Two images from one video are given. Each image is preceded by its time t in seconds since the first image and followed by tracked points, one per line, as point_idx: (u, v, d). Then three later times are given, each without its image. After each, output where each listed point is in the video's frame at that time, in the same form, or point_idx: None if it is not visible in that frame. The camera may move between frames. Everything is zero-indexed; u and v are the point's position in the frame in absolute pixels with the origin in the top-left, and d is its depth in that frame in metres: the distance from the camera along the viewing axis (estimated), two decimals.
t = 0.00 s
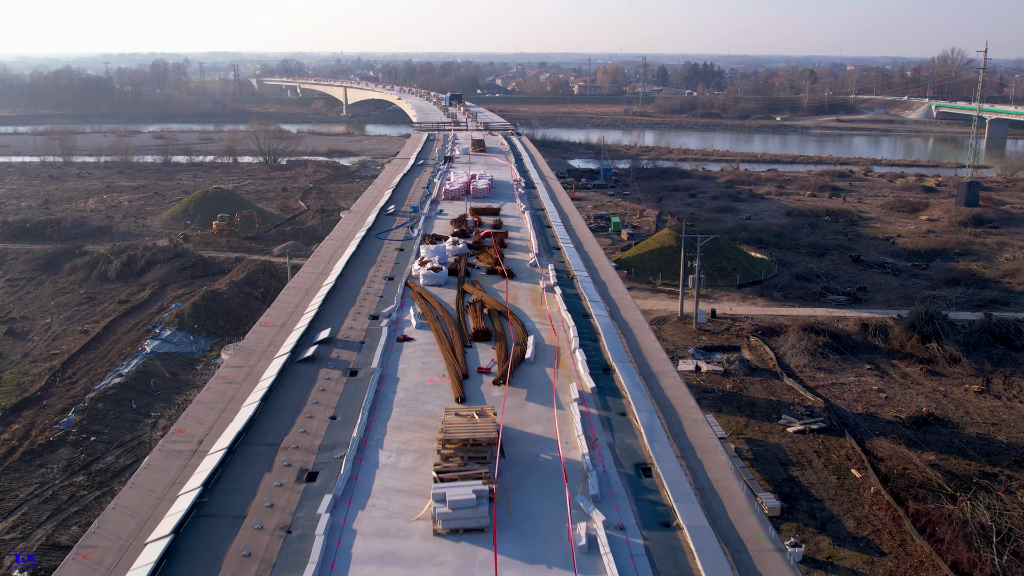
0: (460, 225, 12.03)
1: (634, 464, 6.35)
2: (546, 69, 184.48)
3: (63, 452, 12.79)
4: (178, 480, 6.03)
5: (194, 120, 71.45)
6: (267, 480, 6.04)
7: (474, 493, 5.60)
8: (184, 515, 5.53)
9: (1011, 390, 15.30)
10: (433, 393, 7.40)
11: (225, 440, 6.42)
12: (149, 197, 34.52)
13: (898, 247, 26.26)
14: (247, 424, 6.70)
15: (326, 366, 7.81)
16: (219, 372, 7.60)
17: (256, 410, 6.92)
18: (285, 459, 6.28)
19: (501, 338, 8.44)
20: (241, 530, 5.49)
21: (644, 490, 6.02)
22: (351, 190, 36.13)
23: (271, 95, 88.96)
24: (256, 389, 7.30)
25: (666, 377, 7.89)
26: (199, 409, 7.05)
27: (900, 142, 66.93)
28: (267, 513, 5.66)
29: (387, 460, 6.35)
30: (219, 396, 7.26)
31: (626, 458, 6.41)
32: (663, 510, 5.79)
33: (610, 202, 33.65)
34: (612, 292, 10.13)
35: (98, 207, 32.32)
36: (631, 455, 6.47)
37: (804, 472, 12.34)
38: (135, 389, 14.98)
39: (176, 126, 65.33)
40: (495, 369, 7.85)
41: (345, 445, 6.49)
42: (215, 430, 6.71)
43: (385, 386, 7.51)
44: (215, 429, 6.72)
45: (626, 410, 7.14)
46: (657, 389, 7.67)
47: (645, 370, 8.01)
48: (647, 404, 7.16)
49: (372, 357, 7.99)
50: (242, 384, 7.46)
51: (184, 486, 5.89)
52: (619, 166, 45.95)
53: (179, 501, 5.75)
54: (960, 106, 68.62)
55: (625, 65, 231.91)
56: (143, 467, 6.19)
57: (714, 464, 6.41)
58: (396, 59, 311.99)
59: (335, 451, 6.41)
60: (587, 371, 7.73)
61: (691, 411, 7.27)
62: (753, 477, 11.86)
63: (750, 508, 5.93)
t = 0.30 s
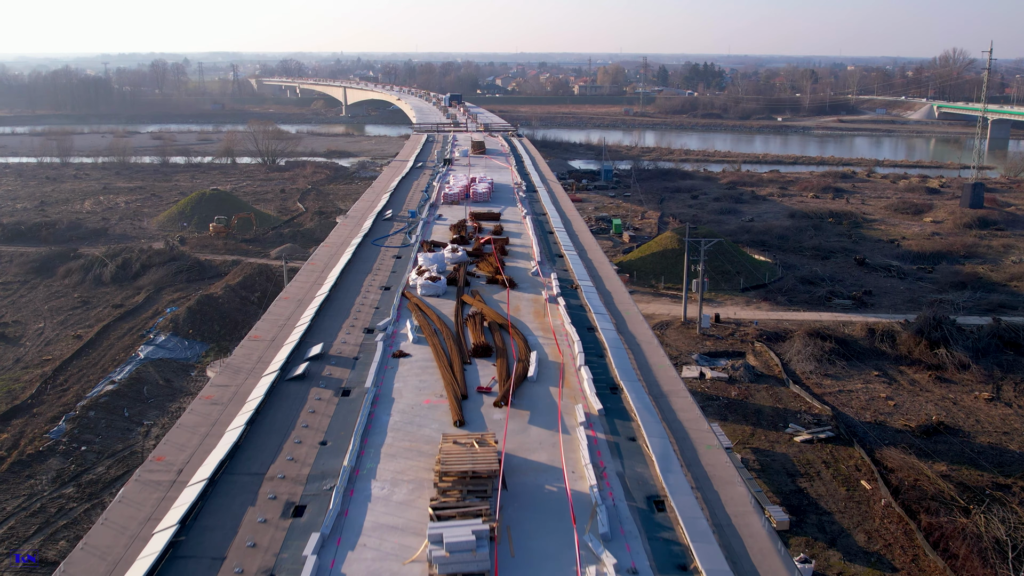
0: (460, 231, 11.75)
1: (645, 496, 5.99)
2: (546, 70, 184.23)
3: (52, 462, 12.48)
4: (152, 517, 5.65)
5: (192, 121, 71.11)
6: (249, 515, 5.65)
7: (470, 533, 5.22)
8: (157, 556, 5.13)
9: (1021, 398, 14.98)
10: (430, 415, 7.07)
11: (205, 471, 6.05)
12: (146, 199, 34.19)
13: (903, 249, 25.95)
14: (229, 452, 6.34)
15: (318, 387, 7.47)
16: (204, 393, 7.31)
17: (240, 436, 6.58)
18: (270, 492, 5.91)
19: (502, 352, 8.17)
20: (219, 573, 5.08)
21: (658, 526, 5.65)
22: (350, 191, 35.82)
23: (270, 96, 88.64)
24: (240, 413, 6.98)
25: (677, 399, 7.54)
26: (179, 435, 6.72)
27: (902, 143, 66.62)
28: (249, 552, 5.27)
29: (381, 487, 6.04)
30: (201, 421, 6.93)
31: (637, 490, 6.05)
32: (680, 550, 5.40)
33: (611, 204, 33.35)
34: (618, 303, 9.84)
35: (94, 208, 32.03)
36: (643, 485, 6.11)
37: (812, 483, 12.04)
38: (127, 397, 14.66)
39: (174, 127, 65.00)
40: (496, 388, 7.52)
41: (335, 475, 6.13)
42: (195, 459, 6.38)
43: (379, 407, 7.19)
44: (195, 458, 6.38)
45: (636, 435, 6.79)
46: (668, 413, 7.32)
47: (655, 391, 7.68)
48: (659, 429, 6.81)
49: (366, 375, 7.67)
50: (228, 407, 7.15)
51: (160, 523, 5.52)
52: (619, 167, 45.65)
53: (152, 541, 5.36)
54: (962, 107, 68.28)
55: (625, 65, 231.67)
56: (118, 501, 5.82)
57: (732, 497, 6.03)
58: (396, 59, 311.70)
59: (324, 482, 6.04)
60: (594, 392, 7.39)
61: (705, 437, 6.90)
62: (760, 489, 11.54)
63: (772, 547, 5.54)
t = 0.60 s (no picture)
0: (460, 237, 11.45)
1: (659, 533, 5.64)
2: (546, 70, 183.99)
3: (41, 473, 12.17)
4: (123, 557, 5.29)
5: (191, 121, 70.78)
6: (229, 557, 5.31)
7: None
8: None
9: None
10: (426, 441, 6.75)
11: (182, 506, 5.71)
12: (143, 200, 33.90)
13: (908, 251, 25.66)
14: (210, 485, 5.99)
15: (308, 409, 7.14)
16: (186, 416, 6.99)
17: (222, 465, 6.23)
18: (253, 530, 5.56)
19: (503, 369, 7.88)
20: None
21: (673, 569, 5.29)
22: (349, 193, 35.52)
23: (270, 96, 88.36)
24: (224, 439, 6.65)
25: (690, 422, 7.18)
26: (158, 463, 6.38)
27: (904, 143, 66.32)
28: None
29: (372, 523, 5.70)
30: (181, 446, 6.59)
31: (650, 526, 5.69)
32: None
33: (612, 205, 33.05)
34: (624, 315, 9.52)
35: (90, 210, 31.74)
36: (657, 521, 5.75)
37: (821, 494, 11.73)
38: (119, 405, 14.34)
39: (173, 128, 64.73)
40: (496, 410, 7.21)
41: (324, 509, 5.78)
42: (173, 491, 6.03)
43: (373, 431, 6.87)
44: (173, 491, 6.03)
45: (646, 464, 6.44)
46: (680, 437, 6.97)
47: (665, 412, 7.36)
48: (671, 458, 6.46)
49: (359, 396, 7.36)
50: (211, 432, 6.82)
51: (132, 566, 5.16)
52: (620, 168, 45.37)
53: None
54: (964, 107, 68.00)
55: (625, 66, 231.37)
56: (89, 539, 5.47)
57: (752, 533, 5.67)
58: (396, 59, 311.34)
59: (312, 517, 5.70)
60: (601, 414, 7.08)
61: (722, 465, 6.54)
62: (767, 501, 11.24)
63: None
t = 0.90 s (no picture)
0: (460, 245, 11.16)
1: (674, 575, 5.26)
2: (546, 70, 183.80)
3: (30, 484, 11.85)
4: None
5: (190, 121, 70.43)
6: None
7: None
8: None
9: None
10: (422, 470, 6.42)
11: (156, 546, 5.34)
12: (140, 201, 33.61)
13: (913, 254, 25.34)
14: (187, 521, 5.63)
15: (296, 436, 6.80)
16: (166, 442, 6.67)
17: (202, 499, 5.88)
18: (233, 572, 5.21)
19: (504, 389, 7.59)
20: None
21: None
22: (348, 194, 35.20)
23: (269, 96, 88.07)
24: (205, 468, 6.30)
25: (703, 447, 6.84)
26: (133, 495, 6.02)
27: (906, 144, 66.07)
28: None
29: (363, 565, 5.34)
30: (160, 476, 6.24)
31: (664, 568, 5.32)
32: None
33: (614, 207, 32.74)
34: (631, 329, 9.19)
35: (87, 212, 31.43)
36: (671, 563, 5.38)
37: (830, 506, 11.42)
38: (111, 413, 14.01)
39: (172, 128, 64.42)
40: (497, 435, 6.89)
41: (311, 549, 5.43)
42: (147, 528, 5.66)
43: (364, 459, 6.54)
44: (148, 527, 5.67)
45: (659, 496, 6.09)
46: (694, 464, 6.62)
47: (678, 438, 7.01)
48: (686, 491, 6.10)
49: (351, 419, 7.04)
50: (192, 459, 6.49)
51: None
52: (621, 168, 45.06)
53: None
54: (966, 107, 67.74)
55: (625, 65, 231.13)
56: None
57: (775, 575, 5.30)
58: (395, 58, 311.07)
59: (297, 559, 5.34)
60: (609, 440, 6.74)
61: (740, 497, 6.18)
62: (776, 514, 10.93)
63: None
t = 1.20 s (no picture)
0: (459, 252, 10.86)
1: None
2: (546, 70, 183.57)
3: (18, 496, 11.52)
4: None
5: (188, 121, 70.11)
6: None
7: None
8: None
9: None
10: (418, 503, 6.09)
11: None
12: (137, 203, 33.29)
13: (919, 256, 25.01)
14: (162, 562, 5.31)
15: (283, 465, 6.49)
16: (143, 470, 6.40)
17: (178, 538, 5.56)
18: None
19: (505, 410, 7.29)
20: None
21: None
22: (347, 195, 34.87)
23: (268, 96, 87.73)
24: (182, 502, 6.00)
25: (719, 478, 6.54)
26: (105, 532, 5.71)
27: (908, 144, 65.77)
28: None
29: None
30: (135, 511, 5.95)
31: None
32: None
33: (615, 208, 32.43)
34: (638, 344, 8.88)
35: (82, 214, 31.10)
36: None
37: (839, 518, 11.12)
38: (103, 422, 13.69)
39: (170, 128, 64.10)
40: (499, 463, 6.58)
41: None
42: (117, 570, 5.35)
43: (354, 489, 6.24)
44: (119, 569, 5.35)
45: (674, 533, 5.77)
46: (709, 497, 6.32)
47: (692, 467, 6.71)
48: (703, 528, 5.78)
49: (342, 445, 6.75)
50: (169, 491, 6.20)
51: None
52: (622, 169, 44.74)
53: None
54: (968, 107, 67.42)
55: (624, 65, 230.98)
56: None
57: None
58: (395, 58, 310.82)
59: None
60: (619, 470, 6.43)
61: (761, 535, 5.87)
62: (784, 528, 10.62)
63: None
